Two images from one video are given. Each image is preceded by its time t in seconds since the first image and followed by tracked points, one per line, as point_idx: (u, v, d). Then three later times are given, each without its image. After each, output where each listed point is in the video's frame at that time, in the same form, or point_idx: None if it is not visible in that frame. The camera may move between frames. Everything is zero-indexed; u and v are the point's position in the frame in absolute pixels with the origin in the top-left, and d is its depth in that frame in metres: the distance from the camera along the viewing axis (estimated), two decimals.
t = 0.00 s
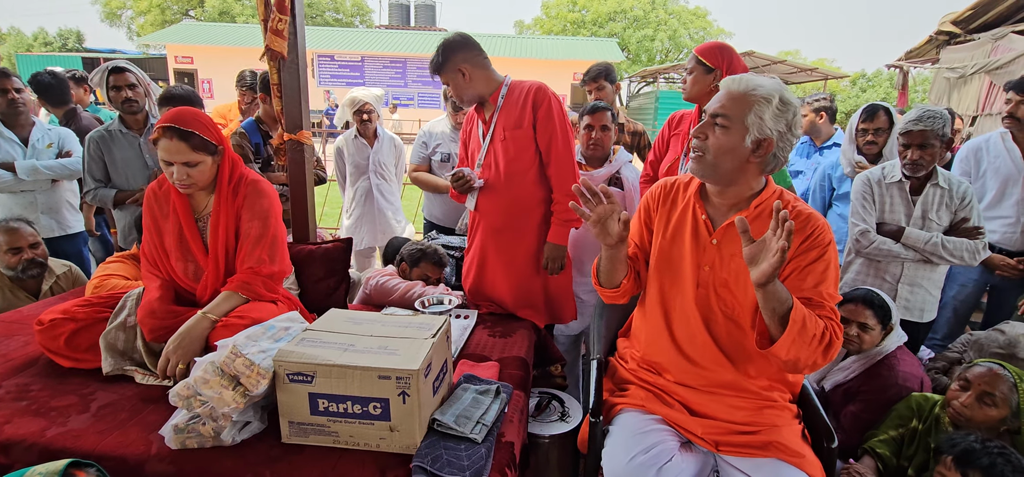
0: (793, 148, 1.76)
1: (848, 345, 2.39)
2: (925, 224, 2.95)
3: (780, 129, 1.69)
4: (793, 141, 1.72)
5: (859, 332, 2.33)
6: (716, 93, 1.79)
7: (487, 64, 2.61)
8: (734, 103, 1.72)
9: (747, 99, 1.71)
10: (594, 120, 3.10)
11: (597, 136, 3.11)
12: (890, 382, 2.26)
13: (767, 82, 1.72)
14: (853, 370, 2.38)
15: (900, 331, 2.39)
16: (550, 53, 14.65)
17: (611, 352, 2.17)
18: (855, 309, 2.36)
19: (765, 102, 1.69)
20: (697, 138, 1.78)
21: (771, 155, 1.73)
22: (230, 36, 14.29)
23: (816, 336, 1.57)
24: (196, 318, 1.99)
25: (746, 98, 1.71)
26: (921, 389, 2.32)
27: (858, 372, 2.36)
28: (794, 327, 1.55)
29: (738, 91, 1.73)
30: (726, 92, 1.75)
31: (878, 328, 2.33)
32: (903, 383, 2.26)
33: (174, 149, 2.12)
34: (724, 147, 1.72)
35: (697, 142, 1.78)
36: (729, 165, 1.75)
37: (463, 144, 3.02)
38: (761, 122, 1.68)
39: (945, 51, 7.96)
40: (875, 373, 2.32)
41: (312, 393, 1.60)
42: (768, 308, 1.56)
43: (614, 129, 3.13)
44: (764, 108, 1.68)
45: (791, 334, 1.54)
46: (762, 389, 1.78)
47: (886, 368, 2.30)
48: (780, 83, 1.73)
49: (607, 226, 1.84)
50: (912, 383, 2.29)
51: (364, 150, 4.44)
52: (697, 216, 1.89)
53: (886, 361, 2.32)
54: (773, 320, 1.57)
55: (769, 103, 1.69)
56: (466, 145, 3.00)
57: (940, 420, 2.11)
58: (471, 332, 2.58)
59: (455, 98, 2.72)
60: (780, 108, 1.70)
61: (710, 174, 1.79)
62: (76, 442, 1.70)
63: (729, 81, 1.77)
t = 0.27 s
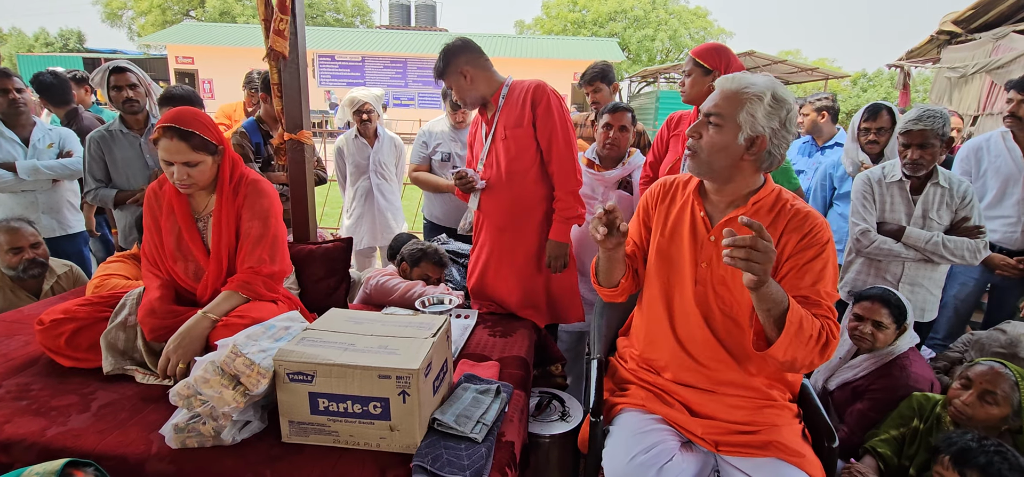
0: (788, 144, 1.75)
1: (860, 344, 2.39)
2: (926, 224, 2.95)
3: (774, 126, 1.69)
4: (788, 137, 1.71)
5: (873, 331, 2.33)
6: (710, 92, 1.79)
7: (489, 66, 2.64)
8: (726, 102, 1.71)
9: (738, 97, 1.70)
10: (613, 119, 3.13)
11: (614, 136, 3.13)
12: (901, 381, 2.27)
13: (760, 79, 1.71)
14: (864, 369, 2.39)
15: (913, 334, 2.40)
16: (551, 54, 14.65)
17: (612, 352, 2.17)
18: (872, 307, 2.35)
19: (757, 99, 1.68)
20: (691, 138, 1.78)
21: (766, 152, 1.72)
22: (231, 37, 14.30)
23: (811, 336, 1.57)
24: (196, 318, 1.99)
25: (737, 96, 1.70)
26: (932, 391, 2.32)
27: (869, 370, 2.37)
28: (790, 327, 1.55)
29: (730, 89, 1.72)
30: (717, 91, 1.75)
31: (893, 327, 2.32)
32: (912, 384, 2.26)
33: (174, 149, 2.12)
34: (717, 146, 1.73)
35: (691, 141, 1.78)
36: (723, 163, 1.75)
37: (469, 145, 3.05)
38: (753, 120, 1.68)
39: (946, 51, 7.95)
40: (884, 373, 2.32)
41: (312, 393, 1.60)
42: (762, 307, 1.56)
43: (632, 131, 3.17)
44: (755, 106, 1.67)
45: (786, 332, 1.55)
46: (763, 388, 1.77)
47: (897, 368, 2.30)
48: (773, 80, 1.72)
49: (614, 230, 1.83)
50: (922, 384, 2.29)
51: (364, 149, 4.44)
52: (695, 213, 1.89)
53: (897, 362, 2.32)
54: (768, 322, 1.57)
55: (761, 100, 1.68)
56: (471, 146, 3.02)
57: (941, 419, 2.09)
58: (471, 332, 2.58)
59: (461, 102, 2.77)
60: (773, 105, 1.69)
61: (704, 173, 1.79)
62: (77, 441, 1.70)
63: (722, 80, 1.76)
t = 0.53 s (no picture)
0: (775, 149, 1.72)
1: (871, 342, 2.39)
2: (926, 224, 2.94)
3: (755, 131, 1.67)
4: (772, 142, 1.69)
5: (886, 329, 2.32)
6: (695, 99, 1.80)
7: (488, 72, 2.73)
8: (706, 109, 1.73)
9: (717, 103, 1.71)
10: (627, 123, 3.05)
11: (627, 139, 3.07)
12: (911, 381, 2.25)
13: (742, 84, 1.70)
14: (873, 367, 2.38)
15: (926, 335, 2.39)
16: (552, 54, 14.65)
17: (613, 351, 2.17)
18: (886, 305, 2.35)
19: (736, 105, 1.68)
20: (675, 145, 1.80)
21: (749, 157, 1.71)
22: (232, 38, 14.32)
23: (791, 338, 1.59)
24: (198, 318, 2.00)
25: (716, 103, 1.71)
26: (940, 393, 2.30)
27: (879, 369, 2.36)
28: (762, 331, 1.58)
29: (711, 95, 1.73)
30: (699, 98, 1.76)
31: (906, 327, 2.31)
32: (921, 385, 2.25)
33: (175, 149, 2.12)
34: (699, 153, 1.74)
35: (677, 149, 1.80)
36: (707, 169, 1.75)
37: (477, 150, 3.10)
38: (731, 126, 1.67)
39: (948, 51, 7.94)
40: (893, 373, 2.31)
41: (313, 392, 1.60)
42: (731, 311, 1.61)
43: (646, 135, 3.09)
44: (733, 112, 1.67)
45: (760, 336, 1.58)
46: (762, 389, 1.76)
47: (907, 369, 2.29)
48: (756, 84, 1.71)
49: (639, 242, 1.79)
50: (930, 386, 2.28)
51: (365, 150, 4.45)
52: (692, 215, 1.91)
53: (908, 362, 2.30)
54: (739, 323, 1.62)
55: (739, 106, 1.67)
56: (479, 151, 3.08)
57: (943, 419, 2.09)
58: (472, 332, 2.58)
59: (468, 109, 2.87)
60: (753, 109, 1.67)
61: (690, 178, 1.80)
62: (78, 441, 1.70)
63: (706, 87, 1.77)
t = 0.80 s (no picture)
0: (767, 144, 1.70)
1: (873, 341, 2.41)
2: (928, 224, 2.94)
3: (745, 126, 1.66)
4: (762, 137, 1.68)
5: (888, 329, 2.35)
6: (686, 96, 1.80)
7: (490, 76, 2.75)
8: (695, 106, 1.73)
9: (705, 100, 1.71)
10: (632, 125, 3.01)
11: (632, 141, 3.04)
12: (915, 382, 2.26)
13: (731, 80, 1.70)
14: (876, 368, 2.40)
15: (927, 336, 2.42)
16: (554, 55, 14.66)
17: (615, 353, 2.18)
18: (888, 305, 2.38)
19: (724, 100, 1.68)
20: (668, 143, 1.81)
21: (740, 152, 1.70)
22: (235, 39, 14.37)
23: (786, 340, 1.59)
24: (201, 319, 2.00)
25: (705, 99, 1.71)
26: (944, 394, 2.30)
27: (881, 370, 2.38)
28: (757, 317, 1.58)
29: (700, 92, 1.73)
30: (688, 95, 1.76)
31: (907, 327, 2.34)
32: (925, 386, 2.26)
33: (178, 151, 2.13)
34: (690, 149, 1.74)
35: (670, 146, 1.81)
36: (698, 166, 1.75)
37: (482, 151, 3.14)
38: (719, 122, 1.67)
39: (951, 51, 7.92)
40: (897, 374, 2.32)
41: (316, 393, 1.60)
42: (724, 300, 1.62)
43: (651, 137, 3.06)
44: (721, 107, 1.67)
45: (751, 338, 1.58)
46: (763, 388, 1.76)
47: (910, 369, 2.30)
48: (745, 78, 1.70)
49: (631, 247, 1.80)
50: (935, 387, 2.28)
51: (367, 151, 4.46)
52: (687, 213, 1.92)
53: (911, 363, 2.31)
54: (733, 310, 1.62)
55: (726, 101, 1.67)
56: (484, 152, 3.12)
57: (947, 421, 2.08)
58: (474, 333, 2.58)
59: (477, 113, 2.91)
60: (741, 104, 1.66)
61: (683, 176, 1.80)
62: (82, 442, 1.70)
63: (696, 83, 1.78)
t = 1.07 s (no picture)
0: (759, 143, 1.71)
1: (857, 341, 2.44)
2: (930, 226, 2.93)
3: (736, 125, 1.66)
4: (753, 135, 1.68)
5: (869, 329, 2.37)
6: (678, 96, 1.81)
7: (498, 76, 2.76)
8: (687, 105, 1.74)
9: (696, 99, 1.72)
10: (632, 125, 3.02)
11: (632, 142, 3.04)
12: (908, 385, 2.26)
13: (721, 79, 1.70)
14: (865, 373, 2.40)
15: (917, 337, 2.41)
16: (556, 56, 14.66)
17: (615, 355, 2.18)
18: (868, 305, 2.40)
19: (714, 99, 1.68)
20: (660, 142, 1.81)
21: (731, 151, 1.70)
22: (237, 41, 14.39)
23: (779, 345, 1.58)
24: (204, 321, 2.01)
25: (696, 98, 1.72)
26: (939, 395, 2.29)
27: (870, 375, 2.39)
28: (740, 344, 1.56)
29: (692, 91, 1.74)
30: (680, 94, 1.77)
31: (889, 327, 2.35)
32: (920, 388, 2.25)
33: (182, 153, 2.14)
34: (681, 148, 1.74)
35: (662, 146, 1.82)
36: (690, 165, 1.76)
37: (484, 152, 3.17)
38: (710, 120, 1.67)
39: (953, 52, 7.91)
40: (891, 376, 2.32)
41: (318, 395, 1.61)
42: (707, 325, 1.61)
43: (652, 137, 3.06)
44: (712, 106, 1.67)
45: (740, 349, 1.56)
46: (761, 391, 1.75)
47: (903, 372, 2.30)
48: (735, 77, 1.70)
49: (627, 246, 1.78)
50: (929, 388, 2.27)
51: (369, 152, 4.47)
52: (681, 215, 1.93)
53: (903, 366, 2.31)
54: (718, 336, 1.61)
55: (717, 100, 1.67)
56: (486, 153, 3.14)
57: (950, 423, 2.09)
58: (476, 334, 2.59)
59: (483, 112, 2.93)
60: (732, 102, 1.66)
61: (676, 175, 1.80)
62: (86, 443, 1.71)
63: (688, 84, 1.79)
